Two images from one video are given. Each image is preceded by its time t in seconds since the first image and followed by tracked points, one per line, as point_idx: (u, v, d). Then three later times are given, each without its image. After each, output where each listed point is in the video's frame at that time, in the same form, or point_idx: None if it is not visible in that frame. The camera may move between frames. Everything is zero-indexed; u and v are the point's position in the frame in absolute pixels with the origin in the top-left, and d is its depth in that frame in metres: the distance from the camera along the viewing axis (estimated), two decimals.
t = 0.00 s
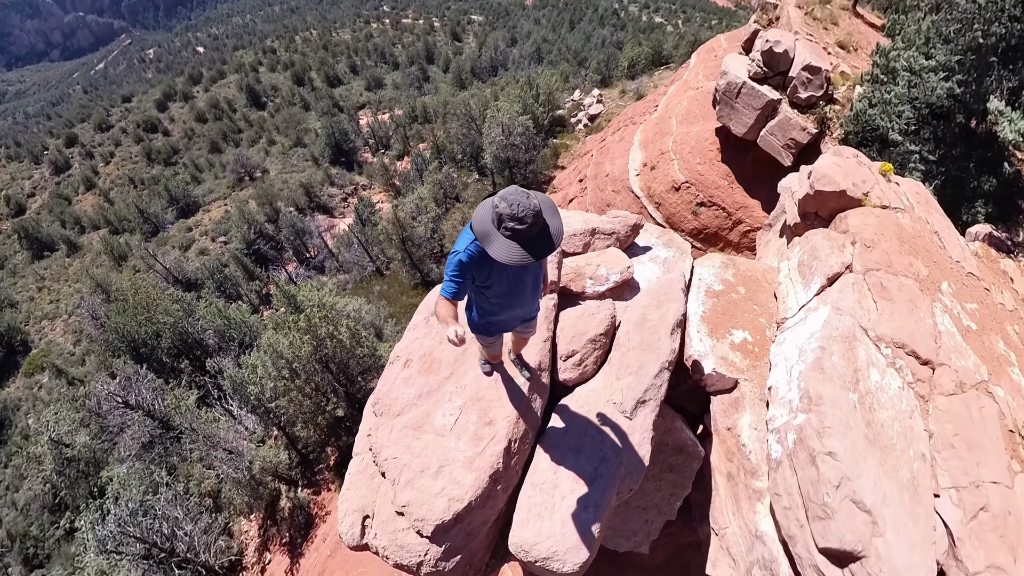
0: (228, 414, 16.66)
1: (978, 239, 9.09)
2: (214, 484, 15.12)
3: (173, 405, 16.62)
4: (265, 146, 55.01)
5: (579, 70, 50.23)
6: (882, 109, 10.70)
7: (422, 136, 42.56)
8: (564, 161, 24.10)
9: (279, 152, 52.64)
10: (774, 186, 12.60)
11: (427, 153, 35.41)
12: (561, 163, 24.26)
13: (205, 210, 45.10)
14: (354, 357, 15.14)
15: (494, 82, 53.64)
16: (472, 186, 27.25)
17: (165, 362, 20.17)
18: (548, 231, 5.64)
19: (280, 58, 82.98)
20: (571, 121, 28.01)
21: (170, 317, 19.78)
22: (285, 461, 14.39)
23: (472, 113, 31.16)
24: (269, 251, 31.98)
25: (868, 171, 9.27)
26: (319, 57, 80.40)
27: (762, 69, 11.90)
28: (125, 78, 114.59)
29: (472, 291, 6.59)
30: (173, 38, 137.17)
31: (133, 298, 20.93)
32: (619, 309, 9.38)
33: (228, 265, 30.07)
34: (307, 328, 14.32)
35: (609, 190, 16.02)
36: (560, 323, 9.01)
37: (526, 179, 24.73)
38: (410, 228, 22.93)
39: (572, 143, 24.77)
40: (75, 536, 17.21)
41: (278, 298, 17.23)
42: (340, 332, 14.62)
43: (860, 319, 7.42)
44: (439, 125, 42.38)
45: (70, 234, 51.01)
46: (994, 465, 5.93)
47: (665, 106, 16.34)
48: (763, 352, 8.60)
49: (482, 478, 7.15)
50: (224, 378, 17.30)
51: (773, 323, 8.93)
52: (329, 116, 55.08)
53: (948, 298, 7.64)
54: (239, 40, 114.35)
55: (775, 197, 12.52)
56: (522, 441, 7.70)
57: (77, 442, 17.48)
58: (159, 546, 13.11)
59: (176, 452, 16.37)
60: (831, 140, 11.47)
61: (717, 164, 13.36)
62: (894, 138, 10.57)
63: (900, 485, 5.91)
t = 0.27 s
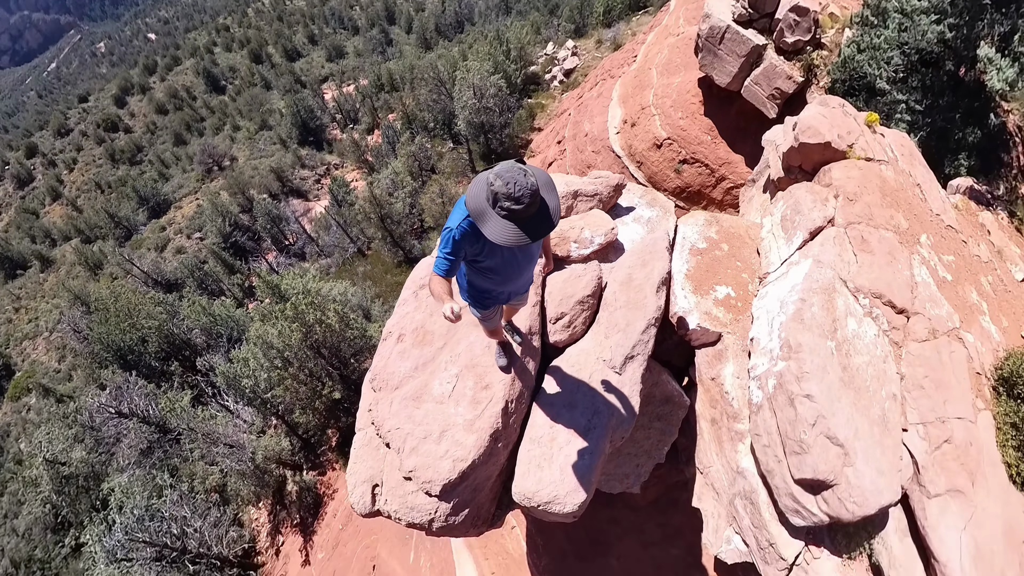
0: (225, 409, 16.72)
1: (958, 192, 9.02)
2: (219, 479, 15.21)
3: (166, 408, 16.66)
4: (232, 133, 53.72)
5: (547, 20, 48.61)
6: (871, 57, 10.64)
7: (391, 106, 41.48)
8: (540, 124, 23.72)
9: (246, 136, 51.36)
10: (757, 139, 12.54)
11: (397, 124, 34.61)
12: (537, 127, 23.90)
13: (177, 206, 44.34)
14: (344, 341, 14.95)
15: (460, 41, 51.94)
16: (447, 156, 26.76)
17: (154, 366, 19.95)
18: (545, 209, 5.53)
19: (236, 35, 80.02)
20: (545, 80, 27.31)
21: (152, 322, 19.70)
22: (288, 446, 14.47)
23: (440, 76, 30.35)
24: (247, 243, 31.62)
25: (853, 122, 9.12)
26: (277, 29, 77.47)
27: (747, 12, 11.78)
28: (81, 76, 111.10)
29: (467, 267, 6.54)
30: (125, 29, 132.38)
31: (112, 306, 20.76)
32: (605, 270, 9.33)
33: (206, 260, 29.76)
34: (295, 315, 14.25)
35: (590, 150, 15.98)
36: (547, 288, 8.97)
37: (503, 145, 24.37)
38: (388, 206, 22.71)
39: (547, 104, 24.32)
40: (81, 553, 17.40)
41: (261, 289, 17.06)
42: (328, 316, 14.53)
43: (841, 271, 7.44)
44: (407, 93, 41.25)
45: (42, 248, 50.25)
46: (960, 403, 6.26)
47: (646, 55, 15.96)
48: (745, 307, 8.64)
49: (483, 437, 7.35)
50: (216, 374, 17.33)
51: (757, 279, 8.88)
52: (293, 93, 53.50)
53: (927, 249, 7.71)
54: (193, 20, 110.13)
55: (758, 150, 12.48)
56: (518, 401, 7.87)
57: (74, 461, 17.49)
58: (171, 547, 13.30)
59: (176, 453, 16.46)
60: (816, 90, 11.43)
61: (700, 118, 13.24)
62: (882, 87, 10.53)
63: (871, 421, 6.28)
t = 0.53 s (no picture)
0: (223, 408, 16.71)
1: (956, 183, 9.03)
2: (219, 477, 15.19)
3: (165, 408, 16.65)
4: (229, 133, 53.70)
5: (544, 15, 48.42)
6: (870, 49, 10.56)
7: (388, 104, 41.37)
8: (537, 120, 23.67)
9: (244, 135, 51.30)
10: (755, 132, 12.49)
11: (395, 121, 34.54)
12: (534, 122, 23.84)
13: (175, 205, 44.38)
14: (343, 337, 14.93)
15: (456, 38, 51.76)
16: (444, 153, 26.70)
17: (154, 366, 19.95)
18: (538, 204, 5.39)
19: (231, 35, 79.85)
20: (542, 76, 27.12)
21: (152, 323, 19.73)
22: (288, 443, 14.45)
23: (437, 73, 30.36)
24: (244, 242, 31.63)
25: (852, 112, 9.12)
26: (273, 28, 77.30)
27: (744, 6, 11.67)
28: (78, 78, 111.19)
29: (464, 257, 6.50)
30: (121, 30, 132.33)
31: (111, 307, 20.78)
32: (601, 260, 9.29)
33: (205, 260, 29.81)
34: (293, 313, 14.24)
35: (588, 145, 15.95)
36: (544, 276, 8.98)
37: (500, 141, 24.36)
38: (385, 203, 22.78)
39: (544, 99, 24.26)
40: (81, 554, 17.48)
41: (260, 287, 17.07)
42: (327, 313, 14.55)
43: (838, 259, 7.51)
44: (404, 90, 41.13)
45: (40, 250, 50.27)
46: (957, 390, 6.17)
47: (643, 50, 15.92)
48: (743, 297, 8.65)
49: (480, 422, 7.34)
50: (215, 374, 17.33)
51: (754, 270, 8.89)
52: (290, 92, 53.41)
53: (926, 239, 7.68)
54: (189, 20, 110.01)
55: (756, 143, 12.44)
56: (515, 385, 7.91)
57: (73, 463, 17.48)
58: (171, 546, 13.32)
59: (176, 452, 16.47)
60: (814, 82, 11.31)
61: (697, 112, 13.20)
62: (881, 79, 10.43)
63: (868, 406, 6.37)
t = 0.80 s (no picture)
0: (225, 410, 16.71)
1: (964, 204, 9.06)
2: (216, 481, 14.95)
3: (168, 406, 16.75)
4: (247, 141, 54.53)
5: (564, 45, 49.27)
6: (872, 73, 10.57)
7: (406, 121, 42.00)
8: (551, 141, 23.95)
9: (262, 145, 52.09)
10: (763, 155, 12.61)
11: (411, 138, 35.03)
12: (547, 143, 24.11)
13: (190, 208, 45.00)
14: (349, 347, 15.07)
15: (476, 62, 52.66)
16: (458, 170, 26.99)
17: (159, 364, 20.07)
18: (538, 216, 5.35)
19: (257, 49, 81.65)
20: (556, 100, 27.28)
21: (161, 320, 19.93)
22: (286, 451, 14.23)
23: (456, 95, 31.04)
24: (257, 248, 31.95)
25: (857, 133, 9.19)
26: (297, 45, 79.02)
27: (751, 35, 11.66)
28: (103, 78, 113.52)
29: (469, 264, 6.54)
30: (149, 36, 135.51)
31: (122, 301, 21.03)
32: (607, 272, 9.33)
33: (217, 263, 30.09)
34: (302, 319, 14.35)
35: (598, 166, 16.08)
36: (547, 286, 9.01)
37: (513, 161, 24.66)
38: (398, 216, 23.24)
39: (558, 121, 24.56)
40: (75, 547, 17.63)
41: (270, 293, 17.20)
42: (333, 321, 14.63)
43: (847, 276, 7.45)
44: (423, 109, 41.77)
45: (55, 241, 50.83)
46: (973, 409, 6.16)
47: (653, 77, 16.18)
48: (751, 313, 8.67)
49: (477, 428, 7.32)
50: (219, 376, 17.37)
51: (762, 286, 8.91)
52: (310, 106, 54.35)
53: (935, 257, 7.70)
54: (216, 32, 112.67)
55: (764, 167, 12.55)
56: (514, 392, 7.91)
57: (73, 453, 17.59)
58: (164, 546, 13.32)
59: (175, 452, 16.52)
60: (820, 108, 11.27)
61: (705, 136, 13.35)
62: (885, 104, 10.52)
63: (881, 426, 6.18)
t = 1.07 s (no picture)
0: (226, 412, 16.85)
1: (977, 223, 8.98)
2: (213, 484, 15.10)
3: (171, 405, 16.92)
4: (267, 151, 55.52)
5: (582, 74, 50.03)
6: (878, 97, 10.45)
7: (423, 140, 42.63)
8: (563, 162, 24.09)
9: (281, 156, 52.96)
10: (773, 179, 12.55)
11: (428, 156, 35.48)
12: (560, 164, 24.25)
13: (207, 213, 45.68)
14: (354, 357, 15.20)
15: (495, 87, 53.55)
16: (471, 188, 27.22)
17: (167, 363, 20.35)
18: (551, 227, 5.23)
19: (282, 65, 83.65)
20: (569, 123, 27.38)
21: (171, 318, 20.26)
22: (285, 459, 14.26)
23: (472, 117, 31.52)
24: (269, 254, 32.26)
25: (865, 152, 9.12)
26: (322, 64, 80.93)
27: (758, 63, 11.66)
28: (130, 82, 116.28)
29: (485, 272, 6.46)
30: (178, 47, 139.17)
31: (134, 297, 21.38)
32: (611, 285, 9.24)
33: (229, 267, 30.39)
34: (309, 327, 14.45)
35: (608, 187, 16.04)
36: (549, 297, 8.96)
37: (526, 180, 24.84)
38: (410, 229, 23.65)
39: (572, 143, 24.75)
40: (70, 540, 17.71)
41: (280, 300, 17.39)
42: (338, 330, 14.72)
43: (859, 292, 7.28)
44: (440, 129, 42.41)
45: (72, 237, 51.63)
46: (994, 430, 5.96)
47: (664, 102, 16.25)
48: (760, 330, 8.51)
49: (471, 432, 7.22)
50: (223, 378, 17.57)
51: (770, 303, 8.75)
52: (330, 122, 55.38)
53: (950, 274, 7.54)
54: (244, 48, 115.65)
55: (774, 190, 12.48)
56: (512, 398, 7.78)
57: (76, 446, 17.78)
58: (158, 546, 13.29)
59: (175, 452, 16.63)
60: (828, 131, 11.17)
61: (715, 158, 13.32)
62: (893, 127, 10.37)
63: (900, 447, 5.87)
